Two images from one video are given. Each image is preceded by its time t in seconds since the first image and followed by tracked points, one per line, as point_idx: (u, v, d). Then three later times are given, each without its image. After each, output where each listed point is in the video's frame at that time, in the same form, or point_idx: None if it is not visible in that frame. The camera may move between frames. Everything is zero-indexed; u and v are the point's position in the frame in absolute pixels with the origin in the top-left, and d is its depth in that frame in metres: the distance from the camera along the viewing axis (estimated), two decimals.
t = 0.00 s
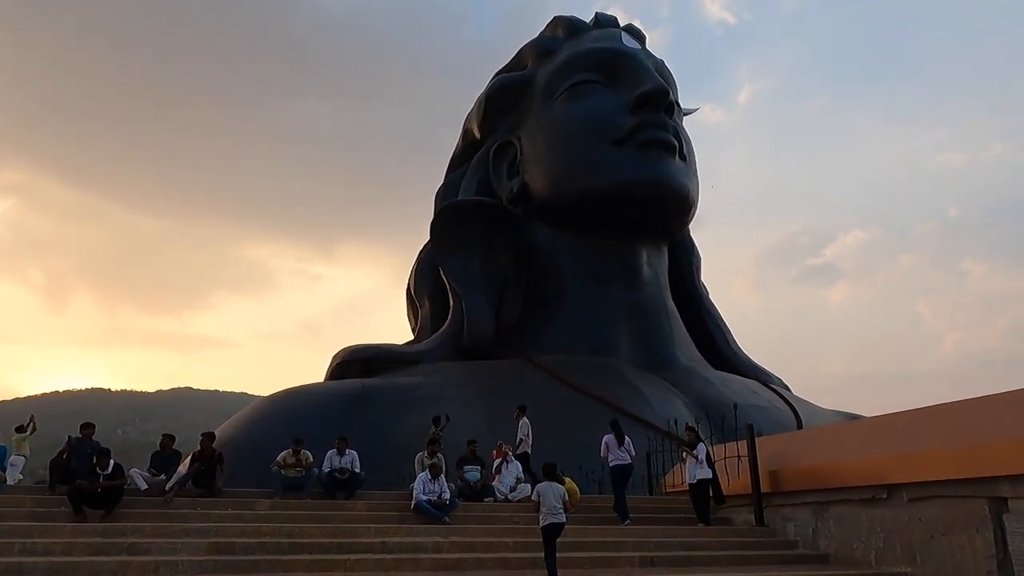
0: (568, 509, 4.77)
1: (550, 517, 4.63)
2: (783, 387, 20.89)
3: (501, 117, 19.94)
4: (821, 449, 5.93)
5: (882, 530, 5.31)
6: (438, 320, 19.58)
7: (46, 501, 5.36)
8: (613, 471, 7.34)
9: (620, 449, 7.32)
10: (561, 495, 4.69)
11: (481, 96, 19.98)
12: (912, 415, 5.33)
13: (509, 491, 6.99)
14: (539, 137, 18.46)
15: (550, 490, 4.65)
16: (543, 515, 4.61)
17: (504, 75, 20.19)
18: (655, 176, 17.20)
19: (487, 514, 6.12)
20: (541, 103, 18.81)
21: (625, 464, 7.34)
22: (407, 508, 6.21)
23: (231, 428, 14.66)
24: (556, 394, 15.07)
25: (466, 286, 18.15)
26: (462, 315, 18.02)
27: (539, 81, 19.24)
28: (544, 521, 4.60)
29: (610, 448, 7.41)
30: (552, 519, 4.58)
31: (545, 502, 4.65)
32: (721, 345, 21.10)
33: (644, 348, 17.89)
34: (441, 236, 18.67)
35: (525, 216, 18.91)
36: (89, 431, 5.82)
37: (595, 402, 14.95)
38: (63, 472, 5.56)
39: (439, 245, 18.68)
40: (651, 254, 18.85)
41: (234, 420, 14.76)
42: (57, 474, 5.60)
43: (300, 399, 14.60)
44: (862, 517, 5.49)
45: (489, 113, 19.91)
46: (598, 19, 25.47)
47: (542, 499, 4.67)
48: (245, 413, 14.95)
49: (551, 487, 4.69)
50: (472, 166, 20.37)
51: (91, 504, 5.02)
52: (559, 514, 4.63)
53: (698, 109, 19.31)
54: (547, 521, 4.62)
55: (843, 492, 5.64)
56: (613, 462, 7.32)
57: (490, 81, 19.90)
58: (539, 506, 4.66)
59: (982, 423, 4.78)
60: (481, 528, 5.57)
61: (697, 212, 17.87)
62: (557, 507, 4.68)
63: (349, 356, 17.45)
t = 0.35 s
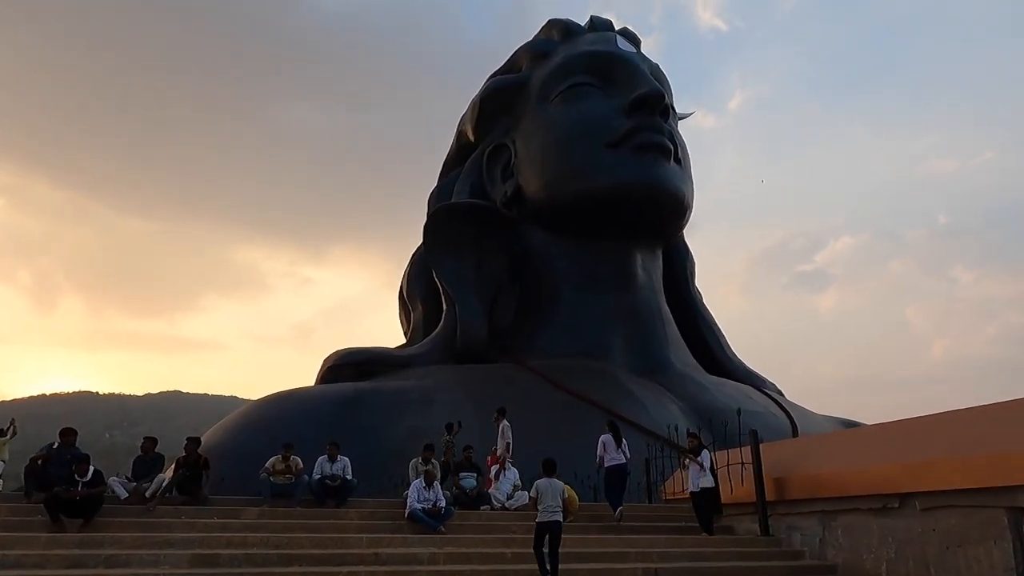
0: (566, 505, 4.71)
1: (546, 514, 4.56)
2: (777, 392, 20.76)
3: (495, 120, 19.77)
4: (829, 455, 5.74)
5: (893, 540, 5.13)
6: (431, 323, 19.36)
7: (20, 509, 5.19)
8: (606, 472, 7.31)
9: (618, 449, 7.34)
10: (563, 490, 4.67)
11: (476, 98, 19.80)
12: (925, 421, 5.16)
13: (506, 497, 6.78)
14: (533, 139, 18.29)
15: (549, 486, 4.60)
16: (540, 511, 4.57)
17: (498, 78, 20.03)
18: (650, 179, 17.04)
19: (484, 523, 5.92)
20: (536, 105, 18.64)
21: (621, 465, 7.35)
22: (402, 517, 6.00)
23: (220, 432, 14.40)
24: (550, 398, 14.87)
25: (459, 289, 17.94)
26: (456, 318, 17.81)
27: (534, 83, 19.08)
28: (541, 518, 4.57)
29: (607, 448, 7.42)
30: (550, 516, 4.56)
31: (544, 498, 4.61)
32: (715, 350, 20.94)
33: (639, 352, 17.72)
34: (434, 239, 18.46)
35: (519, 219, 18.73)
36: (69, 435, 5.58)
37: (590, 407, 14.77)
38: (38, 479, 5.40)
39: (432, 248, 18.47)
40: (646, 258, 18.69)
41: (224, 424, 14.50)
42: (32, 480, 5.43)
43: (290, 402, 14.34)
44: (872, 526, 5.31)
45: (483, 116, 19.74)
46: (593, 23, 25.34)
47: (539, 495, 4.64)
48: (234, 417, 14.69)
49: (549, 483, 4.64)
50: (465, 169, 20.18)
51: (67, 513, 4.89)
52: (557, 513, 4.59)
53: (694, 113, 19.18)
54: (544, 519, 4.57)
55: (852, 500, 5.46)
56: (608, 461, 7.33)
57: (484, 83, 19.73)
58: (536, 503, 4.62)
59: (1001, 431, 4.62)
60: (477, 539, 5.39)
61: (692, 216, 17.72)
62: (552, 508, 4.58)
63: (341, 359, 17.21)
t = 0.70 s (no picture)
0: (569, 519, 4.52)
1: (549, 527, 4.38)
2: (773, 397, 20.60)
3: (490, 122, 19.58)
4: (841, 466, 5.55)
5: (907, 556, 4.94)
6: (425, 327, 19.14)
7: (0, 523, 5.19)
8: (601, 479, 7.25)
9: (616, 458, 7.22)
10: (567, 504, 4.47)
11: (471, 99, 19.61)
12: (944, 431, 4.97)
13: (504, 507, 6.59)
14: (529, 142, 18.10)
15: (552, 499, 4.41)
16: (541, 524, 4.40)
17: (493, 80, 19.85)
18: (646, 182, 16.86)
19: (481, 535, 5.74)
20: (532, 107, 18.45)
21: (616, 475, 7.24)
22: (397, 529, 5.80)
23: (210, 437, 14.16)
24: (546, 403, 14.67)
25: (454, 292, 17.72)
26: (450, 322, 17.60)
27: (529, 85, 18.89)
28: (543, 531, 4.40)
29: (603, 455, 7.28)
30: (553, 530, 4.38)
31: (545, 512, 4.42)
32: (710, 354, 20.77)
33: (634, 357, 17.54)
34: (428, 242, 18.24)
35: (515, 222, 18.53)
36: (49, 445, 5.50)
37: (586, 412, 14.57)
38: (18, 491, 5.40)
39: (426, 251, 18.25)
40: (641, 262, 18.52)
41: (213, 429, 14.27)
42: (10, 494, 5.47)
43: (280, 406, 14.10)
44: (885, 540, 5.11)
45: (478, 118, 19.55)
46: (590, 25, 25.20)
47: (541, 509, 4.45)
48: (223, 421, 14.45)
49: (553, 495, 4.44)
50: (460, 171, 19.98)
51: (46, 527, 4.90)
52: (559, 525, 4.41)
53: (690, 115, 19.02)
54: (547, 532, 4.40)
55: (864, 513, 5.27)
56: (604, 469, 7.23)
57: (479, 85, 19.54)
58: (538, 515, 4.45)
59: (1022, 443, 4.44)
60: (474, 553, 5.21)
61: (688, 220, 17.55)
62: (555, 523, 4.40)
63: (334, 362, 16.97)
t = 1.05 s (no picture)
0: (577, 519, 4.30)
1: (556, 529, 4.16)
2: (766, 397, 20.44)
3: (484, 119, 19.36)
4: (847, 466, 5.39)
5: (918, 559, 4.75)
6: (416, 324, 18.91)
7: None
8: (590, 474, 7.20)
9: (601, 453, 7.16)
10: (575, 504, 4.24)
11: (464, 96, 19.38)
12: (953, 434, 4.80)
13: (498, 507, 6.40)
14: (523, 138, 17.89)
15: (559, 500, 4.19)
16: (548, 526, 4.18)
17: (487, 76, 19.63)
18: (640, 180, 16.67)
19: (473, 536, 5.54)
20: (525, 104, 18.24)
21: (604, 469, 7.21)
22: (386, 530, 5.60)
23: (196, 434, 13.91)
24: (538, 402, 14.47)
25: (446, 290, 17.48)
26: (441, 319, 17.37)
27: (523, 81, 18.68)
28: (550, 533, 4.19)
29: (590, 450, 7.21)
30: (560, 532, 4.16)
31: (553, 513, 4.20)
32: (704, 354, 20.60)
33: (627, 356, 17.35)
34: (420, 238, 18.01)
35: (507, 219, 18.31)
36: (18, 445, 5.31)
37: (579, 411, 14.37)
38: None
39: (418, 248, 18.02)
40: (635, 261, 18.33)
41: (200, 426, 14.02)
42: None
43: (269, 403, 13.86)
44: (894, 543, 4.92)
45: (471, 114, 19.32)
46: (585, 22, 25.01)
47: (549, 509, 4.23)
48: (210, 419, 14.20)
49: (561, 496, 4.22)
50: (453, 168, 19.75)
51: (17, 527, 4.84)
52: (567, 526, 4.20)
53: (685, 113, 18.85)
54: (554, 535, 4.18)
55: (871, 515, 5.08)
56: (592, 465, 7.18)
57: (472, 81, 19.32)
58: (545, 516, 4.23)
59: None
60: (467, 555, 5.01)
61: (683, 218, 17.37)
62: (563, 524, 4.19)
63: (323, 360, 16.73)
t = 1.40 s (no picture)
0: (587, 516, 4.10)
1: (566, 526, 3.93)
2: (764, 396, 20.25)
3: (481, 114, 19.13)
4: (863, 461, 5.17)
5: (940, 558, 4.55)
6: (411, 321, 18.68)
7: None
8: (585, 464, 7.21)
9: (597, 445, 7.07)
10: (585, 503, 4.03)
11: (460, 91, 19.16)
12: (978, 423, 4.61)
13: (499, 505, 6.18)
14: (520, 134, 17.67)
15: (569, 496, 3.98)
16: (557, 524, 3.98)
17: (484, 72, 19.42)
18: (639, 177, 16.45)
19: (475, 535, 5.33)
20: (523, 100, 18.01)
21: (599, 462, 7.12)
22: (384, 529, 5.39)
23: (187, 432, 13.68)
24: (536, 399, 14.26)
25: (442, 287, 17.25)
26: (437, 316, 17.14)
27: (520, 77, 18.45)
28: (559, 532, 3.99)
29: (587, 441, 7.12)
30: (570, 531, 3.95)
31: (562, 512, 3.99)
32: (701, 352, 20.41)
33: (625, 354, 17.15)
34: (416, 235, 17.78)
35: (504, 216, 18.09)
36: None
37: (576, 409, 14.16)
38: None
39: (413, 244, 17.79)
40: (633, 258, 18.12)
41: (192, 424, 13.79)
42: None
43: (262, 400, 13.61)
44: (913, 542, 4.72)
45: (468, 110, 19.10)
46: (583, 18, 24.80)
47: (558, 506, 4.02)
48: (202, 416, 13.96)
49: (571, 492, 4.01)
50: (449, 164, 19.53)
51: None
52: (577, 525, 3.99)
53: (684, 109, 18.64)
54: (563, 533, 3.98)
55: (889, 514, 4.88)
56: (587, 458, 7.10)
57: (469, 76, 19.10)
58: (555, 514, 4.03)
59: None
60: (469, 556, 4.81)
61: (681, 215, 17.16)
62: (573, 521, 3.98)
63: (317, 357, 16.50)
